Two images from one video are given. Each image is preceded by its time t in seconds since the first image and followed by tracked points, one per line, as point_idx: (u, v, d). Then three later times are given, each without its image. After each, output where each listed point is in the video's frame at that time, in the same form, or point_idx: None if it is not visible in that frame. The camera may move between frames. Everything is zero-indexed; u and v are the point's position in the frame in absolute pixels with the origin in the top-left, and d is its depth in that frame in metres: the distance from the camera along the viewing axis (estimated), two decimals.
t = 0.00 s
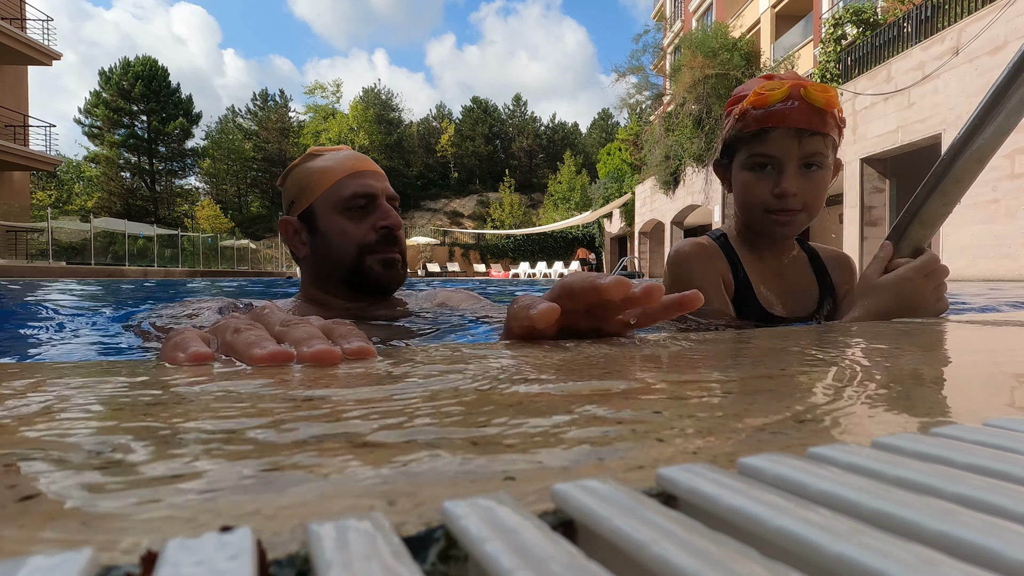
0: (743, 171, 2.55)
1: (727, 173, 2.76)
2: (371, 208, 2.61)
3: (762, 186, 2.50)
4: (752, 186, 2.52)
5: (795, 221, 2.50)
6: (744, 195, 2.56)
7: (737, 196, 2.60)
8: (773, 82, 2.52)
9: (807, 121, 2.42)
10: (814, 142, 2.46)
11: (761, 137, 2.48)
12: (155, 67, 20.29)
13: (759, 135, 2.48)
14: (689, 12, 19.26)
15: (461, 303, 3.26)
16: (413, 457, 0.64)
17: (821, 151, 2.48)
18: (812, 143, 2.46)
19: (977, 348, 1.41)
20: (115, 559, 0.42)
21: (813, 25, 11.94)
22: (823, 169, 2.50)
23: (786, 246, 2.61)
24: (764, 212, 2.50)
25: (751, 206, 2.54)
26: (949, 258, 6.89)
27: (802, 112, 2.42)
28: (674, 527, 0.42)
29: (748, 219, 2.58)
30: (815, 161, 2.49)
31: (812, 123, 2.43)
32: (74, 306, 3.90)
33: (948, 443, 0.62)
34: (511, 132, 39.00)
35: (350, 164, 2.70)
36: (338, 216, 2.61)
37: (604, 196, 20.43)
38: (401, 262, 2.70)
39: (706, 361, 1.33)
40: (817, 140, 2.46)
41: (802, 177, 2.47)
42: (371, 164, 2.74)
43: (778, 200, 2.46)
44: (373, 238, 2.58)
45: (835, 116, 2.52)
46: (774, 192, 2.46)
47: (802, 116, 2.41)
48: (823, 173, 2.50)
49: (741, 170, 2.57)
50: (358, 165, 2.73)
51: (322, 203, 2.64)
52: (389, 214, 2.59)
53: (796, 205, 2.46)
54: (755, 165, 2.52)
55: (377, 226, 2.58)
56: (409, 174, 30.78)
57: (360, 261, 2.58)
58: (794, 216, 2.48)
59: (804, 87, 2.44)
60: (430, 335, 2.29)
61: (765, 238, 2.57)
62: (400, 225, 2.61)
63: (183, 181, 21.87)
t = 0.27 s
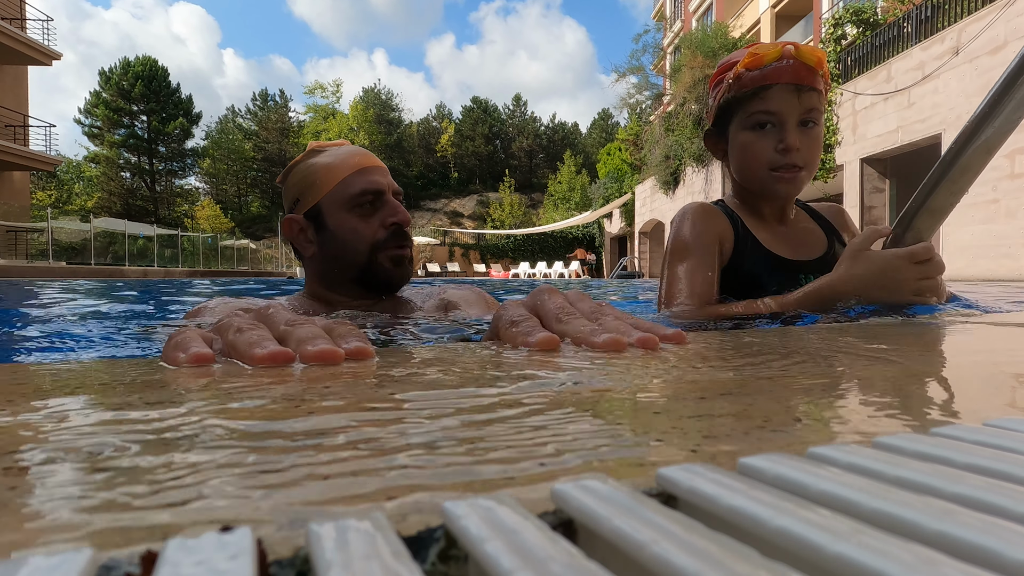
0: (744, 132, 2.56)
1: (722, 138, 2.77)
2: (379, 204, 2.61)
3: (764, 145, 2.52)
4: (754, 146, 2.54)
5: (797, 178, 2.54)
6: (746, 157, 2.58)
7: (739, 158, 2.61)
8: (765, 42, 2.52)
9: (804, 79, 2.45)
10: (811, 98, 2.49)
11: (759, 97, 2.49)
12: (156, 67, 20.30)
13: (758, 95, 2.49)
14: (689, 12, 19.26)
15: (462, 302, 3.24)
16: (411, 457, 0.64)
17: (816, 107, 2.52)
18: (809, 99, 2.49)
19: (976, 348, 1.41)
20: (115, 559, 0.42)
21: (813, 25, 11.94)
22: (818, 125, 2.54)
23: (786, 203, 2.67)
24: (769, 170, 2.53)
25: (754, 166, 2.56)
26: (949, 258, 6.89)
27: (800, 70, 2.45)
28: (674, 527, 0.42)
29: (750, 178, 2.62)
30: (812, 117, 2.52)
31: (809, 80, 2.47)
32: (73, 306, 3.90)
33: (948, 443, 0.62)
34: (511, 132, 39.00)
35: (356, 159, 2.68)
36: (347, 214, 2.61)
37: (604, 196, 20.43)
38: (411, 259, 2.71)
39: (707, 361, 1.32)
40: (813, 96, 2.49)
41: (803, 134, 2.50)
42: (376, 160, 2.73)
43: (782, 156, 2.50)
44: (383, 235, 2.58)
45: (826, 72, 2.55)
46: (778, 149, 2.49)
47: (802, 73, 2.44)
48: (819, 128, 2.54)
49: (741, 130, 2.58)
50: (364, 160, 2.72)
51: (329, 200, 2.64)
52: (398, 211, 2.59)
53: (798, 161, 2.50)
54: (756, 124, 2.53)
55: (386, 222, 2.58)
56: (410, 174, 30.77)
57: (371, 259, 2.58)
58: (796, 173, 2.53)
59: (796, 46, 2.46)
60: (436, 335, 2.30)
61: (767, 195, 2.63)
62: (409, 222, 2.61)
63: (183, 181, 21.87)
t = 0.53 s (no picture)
0: (806, 116, 2.53)
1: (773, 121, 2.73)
2: (383, 206, 2.62)
3: (825, 133, 2.49)
4: (814, 133, 2.51)
5: (849, 173, 2.52)
6: (803, 142, 2.55)
7: (793, 142, 2.58)
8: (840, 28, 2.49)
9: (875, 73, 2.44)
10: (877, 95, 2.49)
11: (829, 82, 2.46)
12: (156, 67, 20.30)
13: (827, 82, 2.46)
14: (689, 12, 19.25)
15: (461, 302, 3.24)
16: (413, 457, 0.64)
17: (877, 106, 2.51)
18: (874, 94, 2.47)
19: (977, 348, 1.41)
20: (116, 558, 0.42)
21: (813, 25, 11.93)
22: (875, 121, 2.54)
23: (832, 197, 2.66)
24: (825, 160, 2.51)
25: (811, 153, 2.54)
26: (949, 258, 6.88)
27: (870, 63, 2.44)
28: (673, 525, 0.42)
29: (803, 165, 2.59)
30: (873, 114, 2.52)
31: (876, 77, 2.46)
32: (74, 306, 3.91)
33: (948, 443, 0.62)
34: (511, 132, 38.95)
35: (362, 159, 2.69)
36: (352, 215, 2.61)
37: (604, 196, 20.41)
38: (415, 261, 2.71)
39: (708, 361, 1.32)
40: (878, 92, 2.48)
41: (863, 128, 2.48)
42: (381, 160, 2.73)
43: (840, 148, 2.48)
44: (388, 236, 2.58)
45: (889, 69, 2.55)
46: (839, 140, 2.47)
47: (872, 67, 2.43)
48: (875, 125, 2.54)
49: (801, 114, 2.55)
50: (368, 161, 2.72)
51: (333, 201, 2.63)
52: (402, 212, 2.60)
53: (854, 156, 2.49)
54: (819, 112, 2.51)
55: (391, 223, 2.59)
56: (409, 174, 30.75)
57: (376, 260, 2.59)
58: (849, 169, 2.51)
59: (872, 37, 2.45)
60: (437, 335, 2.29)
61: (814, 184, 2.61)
62: (413, 223, 2.61)
63: (183, 181, 21.87)
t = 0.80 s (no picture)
0: (854, 115, 2.20)
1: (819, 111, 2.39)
2: (382, 212, 2.60)
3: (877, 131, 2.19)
4: (863, 131, 2.20)
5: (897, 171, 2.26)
6: (851, 142, 2.25)
7: (840, 140, 2.29)
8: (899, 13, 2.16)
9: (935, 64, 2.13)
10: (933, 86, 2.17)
11: (882, 79, 2.14)
12: (156, 67, 20.30)
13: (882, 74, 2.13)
14: (689, 12, 19.22)
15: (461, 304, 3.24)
16: (415, 457, 0.64)
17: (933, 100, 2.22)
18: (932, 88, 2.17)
19: (978, 348, 1.41)
20: (116, 559, 0.42)
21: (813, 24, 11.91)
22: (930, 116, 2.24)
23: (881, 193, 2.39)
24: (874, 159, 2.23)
25: (858, 154, 2.25)
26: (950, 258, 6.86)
27: (930, 53, 2.12)
28: (672, 525, 0.42)
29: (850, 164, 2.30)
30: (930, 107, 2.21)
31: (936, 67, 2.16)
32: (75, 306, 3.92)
33: (947, 443, 0.62)
34: (510, 132, 38.93)
35: (363, 164, 2.68)
36: (350, 220, 2.60)
37: (604, 196, 20.41)
38: (414, 267, 2.71)
39: (707, 361, 1.32)
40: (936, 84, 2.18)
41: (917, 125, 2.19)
42: (383, 164, 2.72)
43: (891, 148, 2.19)
44: (385, 242, 2.57)
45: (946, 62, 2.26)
46: (890, 141, 2.18)
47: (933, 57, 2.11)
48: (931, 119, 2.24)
49: (850, 109, 2.22)
50: (369, 165, 2.70)
51: (332, 206, 2.63)
52: (401, 218, 2.58)
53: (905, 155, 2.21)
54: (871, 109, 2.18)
55: (389, 230, 2.58)
56: (409, 174, 30.75)
57: (373, 266, 2.58)
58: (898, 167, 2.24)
59: (932, 23, 2.14)
60: (437, 336, 2.29)
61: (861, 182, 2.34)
62: (412, 230, 2.60)
63: (184, 180, 21.85)
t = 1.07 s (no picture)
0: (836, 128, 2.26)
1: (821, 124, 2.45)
2: (377, 217, 2.61)
3: (859, 142, 2.22)
4: (849, 145, 2.25)
5: (895, 178, 2.25)
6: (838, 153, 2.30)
7: (833, 152, 2.34)
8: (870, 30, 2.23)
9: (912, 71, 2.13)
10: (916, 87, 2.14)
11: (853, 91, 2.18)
12: (156, 67, 20.31)
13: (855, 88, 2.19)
14: (689, 12, 19.23)
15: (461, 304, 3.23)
16: (414, 458, 0.64)
17: (925, 102, 2.16)
18: (919, 93, 2.14)
19: (978, 349, 1.41)
20: (116, 558, 0.42)
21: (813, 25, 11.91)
22: (930, 120, 2.19)
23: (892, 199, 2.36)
24: (864, 169, 2.26)
25: (847, 165, 2.30)
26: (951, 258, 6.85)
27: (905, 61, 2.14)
28: (672, 526, 0.42)
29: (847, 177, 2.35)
30: (923, 109, 2.16)
31: (919, 73, 2.14)
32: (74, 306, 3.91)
33: (947, 443, 0.62)
34: (511, 132, 38.94)
35: (358, 169, 2.67)
36: (345, 226, 2.60)
37: (604, 196, 20.41)
38: (410, 269, 2.73)
39: (709, 360, 1.32)
40: (925, 89, 2.14)
41: (905, 130, 2.17)
42: (379, 168, 2.71)
43: (876, 156, 2.21)
44: (380, 247, 2.60)
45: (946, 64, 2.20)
46: (872, 150, 2.20)
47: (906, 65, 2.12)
48: (930, 121, 2.19)
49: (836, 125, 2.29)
50: (365, 170, 2.69)
51: (327, 211, 2.63)
52: (396, 223, 2.59)
53: (897, 161, 2.20)
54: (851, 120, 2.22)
55: (384, 234, 2.59)
56: (409, 174, 30.75)
57: (368, 271, 2.60)
58: (894, 173, 2.23)
59: (907, 30, 2.17)
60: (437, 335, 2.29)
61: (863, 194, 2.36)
62: (407, 235, 2.61)
63: (183, 181, 21.85)
